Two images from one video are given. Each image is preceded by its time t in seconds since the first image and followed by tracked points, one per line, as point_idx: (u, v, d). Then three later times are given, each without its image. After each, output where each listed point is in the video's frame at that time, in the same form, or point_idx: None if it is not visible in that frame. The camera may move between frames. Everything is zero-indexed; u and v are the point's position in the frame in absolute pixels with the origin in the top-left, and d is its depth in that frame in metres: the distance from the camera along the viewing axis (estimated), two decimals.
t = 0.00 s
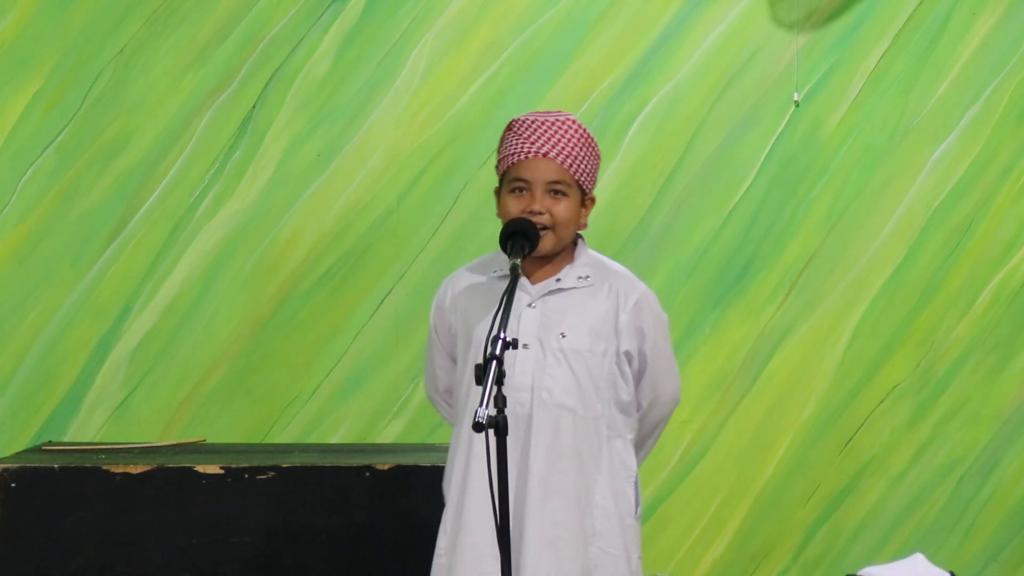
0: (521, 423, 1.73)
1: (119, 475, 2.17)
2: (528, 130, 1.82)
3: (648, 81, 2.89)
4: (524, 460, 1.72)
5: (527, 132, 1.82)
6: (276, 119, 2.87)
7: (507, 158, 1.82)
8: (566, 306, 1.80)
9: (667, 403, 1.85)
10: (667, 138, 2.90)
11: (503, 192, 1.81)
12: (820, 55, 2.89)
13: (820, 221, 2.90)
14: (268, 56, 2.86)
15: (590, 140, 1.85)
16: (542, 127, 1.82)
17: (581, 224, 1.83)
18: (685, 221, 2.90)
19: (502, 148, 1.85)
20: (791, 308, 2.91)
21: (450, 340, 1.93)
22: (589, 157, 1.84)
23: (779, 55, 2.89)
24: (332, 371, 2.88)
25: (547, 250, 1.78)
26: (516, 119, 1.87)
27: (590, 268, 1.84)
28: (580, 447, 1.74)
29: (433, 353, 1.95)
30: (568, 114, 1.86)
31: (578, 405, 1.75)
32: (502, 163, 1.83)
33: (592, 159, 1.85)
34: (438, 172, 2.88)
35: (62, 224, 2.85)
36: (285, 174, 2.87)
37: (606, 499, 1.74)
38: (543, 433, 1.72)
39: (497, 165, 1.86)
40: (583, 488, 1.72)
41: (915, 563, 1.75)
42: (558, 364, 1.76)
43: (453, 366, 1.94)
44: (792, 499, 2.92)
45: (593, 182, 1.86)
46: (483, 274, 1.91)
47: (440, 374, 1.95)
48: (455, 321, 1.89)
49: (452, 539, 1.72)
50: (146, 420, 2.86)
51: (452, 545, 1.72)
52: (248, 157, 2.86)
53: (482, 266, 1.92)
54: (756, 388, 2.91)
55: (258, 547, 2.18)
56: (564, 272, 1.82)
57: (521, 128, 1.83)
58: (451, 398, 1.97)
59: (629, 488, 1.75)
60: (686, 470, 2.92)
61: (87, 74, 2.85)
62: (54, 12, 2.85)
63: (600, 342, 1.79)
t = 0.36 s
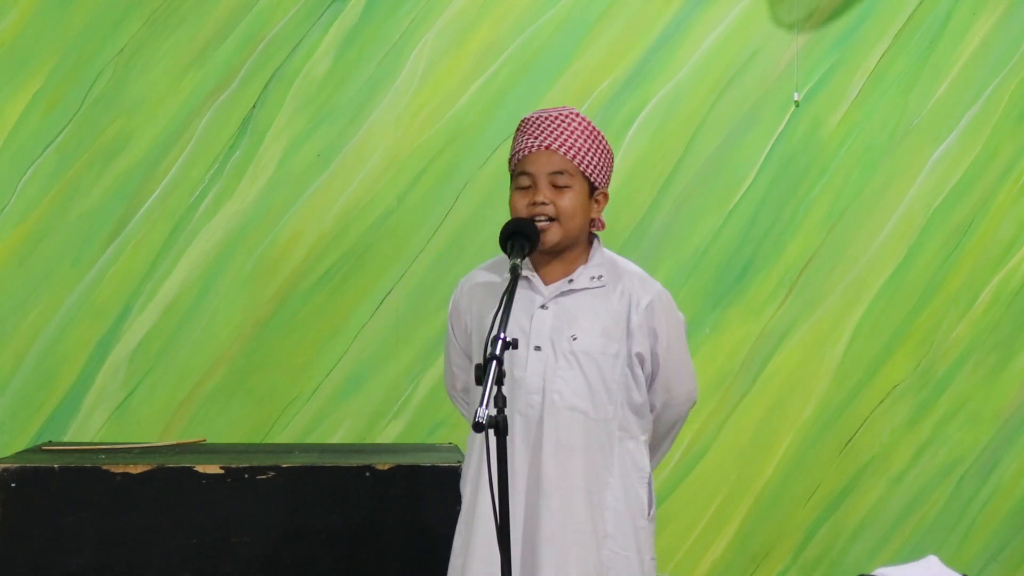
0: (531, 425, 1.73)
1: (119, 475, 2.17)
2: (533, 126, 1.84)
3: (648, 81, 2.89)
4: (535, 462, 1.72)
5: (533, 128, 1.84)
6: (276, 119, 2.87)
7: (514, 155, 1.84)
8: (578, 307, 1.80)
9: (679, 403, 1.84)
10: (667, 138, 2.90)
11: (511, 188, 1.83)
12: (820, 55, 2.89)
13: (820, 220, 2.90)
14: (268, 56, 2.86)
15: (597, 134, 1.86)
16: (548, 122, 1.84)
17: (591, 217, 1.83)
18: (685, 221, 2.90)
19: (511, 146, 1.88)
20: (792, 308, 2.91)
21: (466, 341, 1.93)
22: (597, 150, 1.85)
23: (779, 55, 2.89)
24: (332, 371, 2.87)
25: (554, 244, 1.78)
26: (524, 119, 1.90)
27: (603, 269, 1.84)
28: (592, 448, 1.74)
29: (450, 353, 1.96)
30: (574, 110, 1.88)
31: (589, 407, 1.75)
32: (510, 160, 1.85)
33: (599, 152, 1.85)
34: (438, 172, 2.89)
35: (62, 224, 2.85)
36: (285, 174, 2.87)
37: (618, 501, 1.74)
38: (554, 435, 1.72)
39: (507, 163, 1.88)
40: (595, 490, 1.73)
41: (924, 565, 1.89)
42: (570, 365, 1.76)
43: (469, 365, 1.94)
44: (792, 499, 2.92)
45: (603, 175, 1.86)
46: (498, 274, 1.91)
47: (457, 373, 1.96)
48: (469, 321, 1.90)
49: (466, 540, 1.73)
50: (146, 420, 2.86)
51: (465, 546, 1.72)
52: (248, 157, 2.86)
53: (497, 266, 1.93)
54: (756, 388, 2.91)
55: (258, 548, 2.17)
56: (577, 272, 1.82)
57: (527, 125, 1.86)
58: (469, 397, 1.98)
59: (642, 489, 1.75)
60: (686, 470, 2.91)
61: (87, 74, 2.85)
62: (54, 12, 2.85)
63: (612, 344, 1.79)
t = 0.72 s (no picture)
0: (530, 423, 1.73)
1: (119, 475, 2.17)
2: (505, 130, 1.82)
3: (648, 81, 2.89)
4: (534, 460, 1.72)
5: (505, 133, 1.82)
6: (276, 119, 2.87)
7: (489, 162, 1.82)
8: (572, 304, 1.80)
9: (663, 399, 1.87)
10: (667, 138, 2.90)
11: (491, 196, 1.81)
12: (820, 55, 2.89)
13: (821, 221, 2.90)
14: (268, 56, 2.86)
15: (568, 130, 1.85)
16: (518, 125, 1.82)
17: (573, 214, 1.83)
18: (685, 221, 2.90)
19: (484, 153, 1.85)
20: (791, 308, 2.91)
21: (447, 340, 1.89)
22: (571, 147, 1.84)
23: (779, 55, 2.89)
24: (332, 371, 2.87)
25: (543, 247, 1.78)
26: (492, 123, 1.88)
27: (593, 267, 1.84)
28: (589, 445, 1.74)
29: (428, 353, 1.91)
30: (541, 109, 1.86)
31: (586, 403, 1.75)
32: (485, 168, 1.83)
33: (573, 148, 1.84)
34: (438, 172, 2.88)
35: (62, 224, 2.85)
36: (285, 174, 2.87)
37: (614, 497, 1.74)
38: (552, 433, 1.71)
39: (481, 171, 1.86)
40: (593, 487, 1.73)
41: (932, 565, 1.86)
42: (567, 362, 1.76)
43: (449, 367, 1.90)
44: (792, 499, 2.92)
45: (580, 170, 1.85)
46: (484, 273, 1.89)
47: (433, 375, 1.91)
48: (456, 320, 1.87)
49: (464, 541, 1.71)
50: (146, 420, 2.86)
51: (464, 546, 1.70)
52: (248, 157, 2.86)
53: (482, 265, 1.91)
54: (756, 388, 2.91)
55: (259, 547, 2.17)
56: (567, 270, 1.82)
57: (499, 131, 1.83)
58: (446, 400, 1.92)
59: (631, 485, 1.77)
60: (686, 470, 2.92)
61: (87, 74, 2.85)
62: (54, 12, 2.85)
63: (606, 341, 1.79)
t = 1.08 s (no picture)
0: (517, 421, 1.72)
1: (119, 475, 2.17)
2: (465, 133, 1.82)
3: (648, 81, 2.89)
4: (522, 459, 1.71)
5: (467, 136, 1.81)
6: (276, 119, 2.87)
7: (452, 166, 1.81)
8: (548, 301, 1.80)
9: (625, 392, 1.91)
10: (667, 138, 2.90)
11: (457, 200, 1.80)
12: (820, 55, 2.89)
13: (821, 221, 2.90)
14: (268, 55, 2.86)
15: (526, 128, 1.86)
16: (479, 127, 1.82)
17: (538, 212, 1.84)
18: (685, 221, 2.90)
19: (443, 157, 1.84)
20: (791, 308, 2.91)
21: (414, 344, 1.83)
22: (531, 146, 1.85)
23: (779, 55, 2.89)
24: (332, 371, 2.87)
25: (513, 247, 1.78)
26: (449, 126, 1.87)
27: (559, 263, 1.85)
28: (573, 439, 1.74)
29: (392, 358, 1.84)
30: (499, 110, 1.87)
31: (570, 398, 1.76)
32: (448, 172, 1.82)
33: (533, 147, 1.85)
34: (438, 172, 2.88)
35: (62, 224, 2.85)
36: (285, 174, 2.87)
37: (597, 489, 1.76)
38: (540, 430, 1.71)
39: (442, 175, 1.84)
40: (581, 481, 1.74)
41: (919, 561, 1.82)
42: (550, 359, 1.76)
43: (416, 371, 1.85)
44: (791, 499, 2.92)
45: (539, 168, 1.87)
46: (448, 274, 1.86)
47: (398, 382, 1.84)
48: (424, 322, 1.82)
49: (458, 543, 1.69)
50: (146, 420, 2.86)
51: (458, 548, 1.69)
52: (248, 157, 2.86)
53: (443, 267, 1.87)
54: (756, 388, 2.91)
55: (259, 548, 2.17)
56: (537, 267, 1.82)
57: (458, 134, 1.83)
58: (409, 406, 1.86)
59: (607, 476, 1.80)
60: (686, 470, 2.92)
61: (87, 74, 2.85)
62: (54, 12, 2.85)
63: (580, 336, 1.81)
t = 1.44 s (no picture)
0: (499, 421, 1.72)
1: (119, 475, 2.17)
2: (411, 154, 1.80)
3: (648, 81, 2.89)
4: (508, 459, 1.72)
5: (412, 157, 1.79)
6: (276, 119, 2.86)
7: (404, 190, 1.80)
8: (525, 300, 1.80)
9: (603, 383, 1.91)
10: (667, 138, 2.90)
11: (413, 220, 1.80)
12: (820, 55, 2.89)
13: (820, 221, 2.90)
14: (268, 56, 2.86)
15: (472, 135, 1.82)
16: (423, 146, 1.79)
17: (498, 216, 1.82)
18: (686, 221, 2.90)
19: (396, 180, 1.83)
20: (791, 308, 2.91)
21: (392, 352, 1.84)
22: (480, 153, 1.82)
23: (779, 55, 2.89)
24: (332, 371, 2.87)
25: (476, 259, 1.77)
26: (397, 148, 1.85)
27: (530, 261, 1.85)
28: (558, 436, 1.75)
29: (370, 368, 1.84)
30: (441, 123, 1.83)
31: (553, 396, 1.76)
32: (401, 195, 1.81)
33: (482, 153, 1.82)
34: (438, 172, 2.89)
35: (62, 224, 2.85)
36: (285, 174, 2.87)
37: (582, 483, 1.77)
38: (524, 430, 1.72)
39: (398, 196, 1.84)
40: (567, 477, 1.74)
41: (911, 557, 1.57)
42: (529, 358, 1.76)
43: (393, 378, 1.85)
44: (791, 500, 2.92)
45: (494, 170, 1.84)
46: (421, 281, 1.85)
47: (378, 390, 1.84)
48: (402, 329, 1.82)
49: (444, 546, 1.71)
50: (146, 420, 2.86)
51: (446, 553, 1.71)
52: (248, 157, 2.86)
53: (414, 276, 1.86)
54: (756, 388, 2.91)
55: (259, 548, 2.17)
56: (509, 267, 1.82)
57: (404, 155, 1.81)
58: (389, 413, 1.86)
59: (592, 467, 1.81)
60: (686, 470, 2.92)
61: (87, 74, 2.85)
62: (54, 12, 2.85)
63: (559, 332, 1.81)
